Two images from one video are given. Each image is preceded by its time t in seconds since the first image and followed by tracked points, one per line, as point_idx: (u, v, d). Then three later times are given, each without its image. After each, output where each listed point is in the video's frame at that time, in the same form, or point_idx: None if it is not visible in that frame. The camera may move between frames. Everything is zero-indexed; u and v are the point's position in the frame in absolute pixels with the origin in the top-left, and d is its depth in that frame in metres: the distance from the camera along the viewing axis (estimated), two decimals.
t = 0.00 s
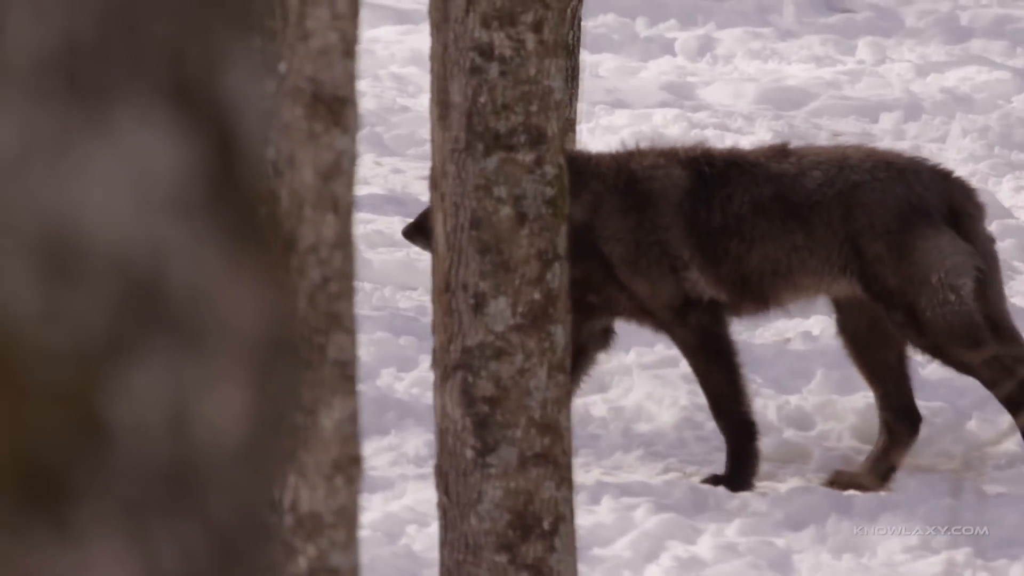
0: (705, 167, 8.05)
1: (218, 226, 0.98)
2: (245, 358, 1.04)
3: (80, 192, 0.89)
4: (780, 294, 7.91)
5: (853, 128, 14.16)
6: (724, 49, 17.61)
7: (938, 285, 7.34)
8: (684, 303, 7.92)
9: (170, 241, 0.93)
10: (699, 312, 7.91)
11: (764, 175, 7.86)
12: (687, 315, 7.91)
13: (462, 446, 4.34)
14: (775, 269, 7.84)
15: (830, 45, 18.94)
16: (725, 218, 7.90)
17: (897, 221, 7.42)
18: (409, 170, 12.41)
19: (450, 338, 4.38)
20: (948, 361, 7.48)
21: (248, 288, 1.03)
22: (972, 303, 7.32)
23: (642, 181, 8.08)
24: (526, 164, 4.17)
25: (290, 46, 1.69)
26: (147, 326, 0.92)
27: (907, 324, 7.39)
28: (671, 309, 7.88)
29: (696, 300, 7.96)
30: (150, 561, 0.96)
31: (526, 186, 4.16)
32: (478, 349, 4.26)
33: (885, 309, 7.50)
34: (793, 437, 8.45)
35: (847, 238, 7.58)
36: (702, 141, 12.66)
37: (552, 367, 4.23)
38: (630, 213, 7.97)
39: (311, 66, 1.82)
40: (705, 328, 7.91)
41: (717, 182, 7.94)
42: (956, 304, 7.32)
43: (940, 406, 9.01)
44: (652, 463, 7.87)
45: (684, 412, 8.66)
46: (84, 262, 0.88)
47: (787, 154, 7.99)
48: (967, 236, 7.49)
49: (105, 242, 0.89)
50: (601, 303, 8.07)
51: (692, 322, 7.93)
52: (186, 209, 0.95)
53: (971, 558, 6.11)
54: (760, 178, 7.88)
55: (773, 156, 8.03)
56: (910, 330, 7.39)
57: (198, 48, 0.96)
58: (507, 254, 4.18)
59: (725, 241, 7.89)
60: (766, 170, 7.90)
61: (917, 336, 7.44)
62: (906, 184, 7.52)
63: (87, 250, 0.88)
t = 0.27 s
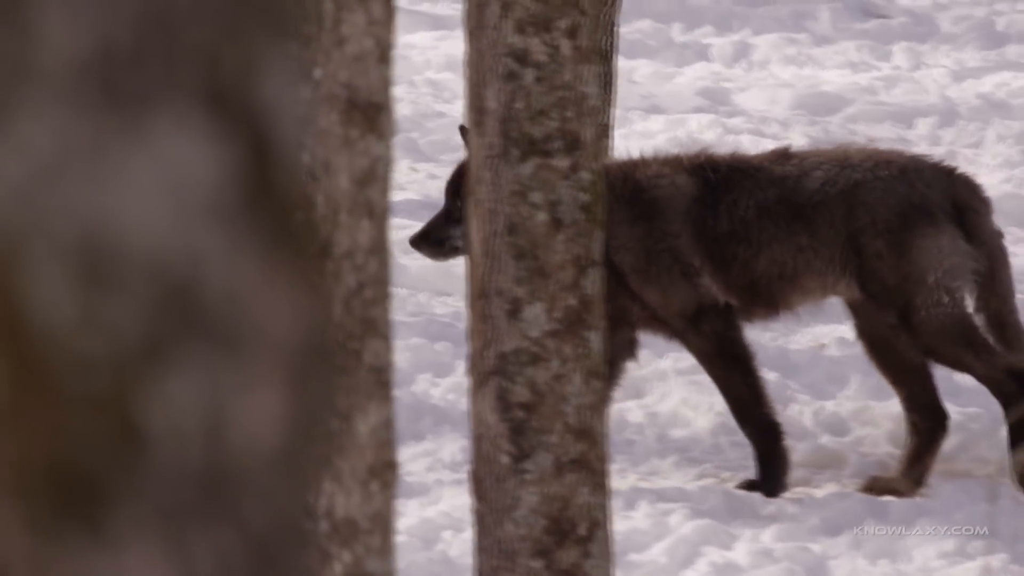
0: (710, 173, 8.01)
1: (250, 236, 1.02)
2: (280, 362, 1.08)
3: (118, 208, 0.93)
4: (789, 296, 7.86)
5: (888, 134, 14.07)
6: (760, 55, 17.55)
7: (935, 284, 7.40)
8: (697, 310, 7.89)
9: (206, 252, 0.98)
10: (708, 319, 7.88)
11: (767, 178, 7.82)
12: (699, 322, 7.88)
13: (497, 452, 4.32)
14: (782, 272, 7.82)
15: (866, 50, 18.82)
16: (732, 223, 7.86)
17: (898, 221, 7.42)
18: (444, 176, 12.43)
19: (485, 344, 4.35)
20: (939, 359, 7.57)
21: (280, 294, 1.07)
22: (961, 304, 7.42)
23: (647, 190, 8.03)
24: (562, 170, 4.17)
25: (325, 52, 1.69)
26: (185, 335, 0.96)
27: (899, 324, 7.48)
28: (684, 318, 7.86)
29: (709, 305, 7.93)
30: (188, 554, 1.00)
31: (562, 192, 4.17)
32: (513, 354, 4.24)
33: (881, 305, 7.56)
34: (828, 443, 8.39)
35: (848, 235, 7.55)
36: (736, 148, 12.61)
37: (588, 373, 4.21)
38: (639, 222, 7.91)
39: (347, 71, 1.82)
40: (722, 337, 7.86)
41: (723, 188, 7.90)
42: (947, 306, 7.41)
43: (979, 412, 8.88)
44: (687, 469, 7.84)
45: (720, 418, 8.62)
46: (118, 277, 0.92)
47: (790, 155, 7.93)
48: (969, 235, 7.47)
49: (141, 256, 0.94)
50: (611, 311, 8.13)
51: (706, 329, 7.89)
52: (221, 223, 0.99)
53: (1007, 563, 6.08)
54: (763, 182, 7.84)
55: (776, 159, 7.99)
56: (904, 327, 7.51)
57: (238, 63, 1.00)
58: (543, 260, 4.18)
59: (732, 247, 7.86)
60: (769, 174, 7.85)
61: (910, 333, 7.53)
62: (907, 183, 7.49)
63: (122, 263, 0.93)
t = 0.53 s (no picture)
0: (719, 181, 7.61)
1: (280, 270, 1.43)
2: (313, 361, 1.49)
3: (165, 263, 1.37)
4: (798, 303, 7.47)
5: (928, 142, 13.94)
6: (798, 64, 17.45)
7: (931, 291, 7.02)
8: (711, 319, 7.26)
9: (238, 287, 1.40)
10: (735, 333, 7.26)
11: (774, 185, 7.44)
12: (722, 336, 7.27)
13: (535, 460, 4.29)
14: (790, 280, 7.40)
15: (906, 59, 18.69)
16: (739, 231, 7.45)
17: (901, 224, 7.03)
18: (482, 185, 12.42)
19: (524, 353, 4.33)
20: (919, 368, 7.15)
21: (316, 307, 1.49)
22: (949, 312, 7.06)
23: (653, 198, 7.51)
24: (599, 179, 4.18)
25: (363, 62, 1.71)
26: (220, 344, 1.39)
27: (886, 329, 7.06)
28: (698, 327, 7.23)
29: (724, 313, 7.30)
30: (237, 497, 1.44)
31: (600, 201, 4.17)
32: (551, 363, 4.23)
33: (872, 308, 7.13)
34: (868, 451, 8.22)
35: (854, 235, 7.15)
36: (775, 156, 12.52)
37: (626, 382, 4.22)
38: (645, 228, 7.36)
39: (387, 79, 1.83)
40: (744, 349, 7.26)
41: (731, 195, 7.50)
42: (936, 314, 7.03)
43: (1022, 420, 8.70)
44: (726, 477, 7.78)
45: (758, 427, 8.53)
46: (164, 311, 1.37)
47: (796, 163, 7.56)
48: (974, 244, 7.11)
49: (180, 295, 1.37)
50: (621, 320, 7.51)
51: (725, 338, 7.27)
52: (249, 266, 1.40)
53: None
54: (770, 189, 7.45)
55: (782, 166, 7.62)
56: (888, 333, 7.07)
57: (271, 150, 1.41)
58: (581, 269, 4.17)
59: (739, 255, 7.43)
60: (776, 180, 7.46)
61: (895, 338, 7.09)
62: (911, 186, 7.11)
63: (166, 302, 1.37)
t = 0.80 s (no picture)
0: (724, 181, 7.72)
1: (312, 276, 1.43)
2: (346, 368, 1.50)
3: (195, 267, 1.37)
4: (800, 305, 7.58)
5: (960, 146, 13.87)
6: (829, 69, 17.38)
7: (920, 295, 7.14)
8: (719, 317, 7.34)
9: (270, 294, 1.40)
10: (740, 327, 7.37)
11: (780, 186, 7.58)
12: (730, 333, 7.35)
13: (566, 464, 4.31)
14: (789, 281, 7.54)
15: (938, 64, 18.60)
16: (744, 233, 7.59)
17: (902, 228, 7.18)
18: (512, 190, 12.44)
19: (554, 357, 4.33)
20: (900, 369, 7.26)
21: (349, 314, 1.49)
22: (935, 318, 7.16)
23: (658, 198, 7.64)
24: (630, 183, 4.15)
25: (393, 66, 1.71)
26: (251, 347, 1.40)
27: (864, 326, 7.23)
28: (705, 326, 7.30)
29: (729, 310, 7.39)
30: (268, 503, 1.45)
31: (630, 206, 4.15)
32: (581, 367, 4.23)
33: (859, 307, 7.28)
34: (897, 456, 8.08)
35: (855, 237, 7.30)
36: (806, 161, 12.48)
37: (656, 386, 4.19)
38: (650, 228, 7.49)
39: (416, 84, 1.83)
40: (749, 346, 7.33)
41: (736, 196, 7.64)
42: (919, 318, 7.15)
43: None
44: (757, 482, 7.73)
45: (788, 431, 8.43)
46: (195, 317, 1.37)
47: (802, 166, 7.70)
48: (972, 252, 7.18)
49: (213, 300, 1.37)
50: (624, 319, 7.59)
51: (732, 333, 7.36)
52: (282, 272, 1.40)
53: None
54: (775, 191, 7.60)
55: (788, 167, 7.76)
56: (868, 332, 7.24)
57: (302, 156, 1.41)
58: (611, 273, 4.16)
59: (741, 256, 7.59)
60: (782, 182, 7.60)
61: (877, 336, 7.24)
62: (914, 192, 7.26)
63: (198, 307, 1.37)
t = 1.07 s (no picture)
0: (733, 185, 7.61)
1: (344, 280, 1.44)
2: (379, 373, 1.50)
3: (228, 272, 1.37)
4: (803, 310, 7.49)
5: (993, 151, 13.76)
6: (861, 74, 17.29)
7: (914, 302, 7.03)
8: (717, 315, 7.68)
9: (302, 299, 1.40)
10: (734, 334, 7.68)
11: (789, 190, 7.46)
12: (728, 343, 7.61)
13: (598, 469, 4.28)
14: (795, 287, 7.44)
15: (970, 69, 18.45)
16: (752, 237, 7.48)
17: (907, 237, 7.07)
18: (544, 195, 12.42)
19: (586, 362, 4.29)
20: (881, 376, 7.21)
21: (381, 318, 1.49)
22: (923, 328, 7.06)
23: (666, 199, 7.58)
24: (663, 188, 4.14)
25: (425, 70, 1.71)
26: (282, 353, 1.40)
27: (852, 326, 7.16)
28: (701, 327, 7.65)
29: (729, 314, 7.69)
30: (301, 508, 1.45)
31: (663, 210, 4.14)
32: (614, 372, 4.21)
33: (851, 312, 7.21)
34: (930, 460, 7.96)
35: (859, 242, 7.19)
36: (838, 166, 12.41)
37: (688, 391, 4.20)
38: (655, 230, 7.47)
39: (448, 89, 1.82)
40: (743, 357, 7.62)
41: (744, 199, 7.52)
42: (907, 325, 7.06)
43: None
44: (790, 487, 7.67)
45: (819, 435, 8.37)
46: (227, 322, 1.38)
47: (814, 169, 7.59)
48: (973, 267, 7.04)
49: (245, 306, 1.38)
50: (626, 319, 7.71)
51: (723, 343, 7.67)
52: (314, 277, 1.41)
53: None
54: (784, 194, 7.49)
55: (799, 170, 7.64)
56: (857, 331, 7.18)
57: (335, 160, 1.41)
58: (644, 278, 4.15)
59: (748, 259, 7.49)
60: (793, 185, 7.48)
61: (863, 341, 7.19)
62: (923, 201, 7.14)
63: (230, 313, 1.38)
